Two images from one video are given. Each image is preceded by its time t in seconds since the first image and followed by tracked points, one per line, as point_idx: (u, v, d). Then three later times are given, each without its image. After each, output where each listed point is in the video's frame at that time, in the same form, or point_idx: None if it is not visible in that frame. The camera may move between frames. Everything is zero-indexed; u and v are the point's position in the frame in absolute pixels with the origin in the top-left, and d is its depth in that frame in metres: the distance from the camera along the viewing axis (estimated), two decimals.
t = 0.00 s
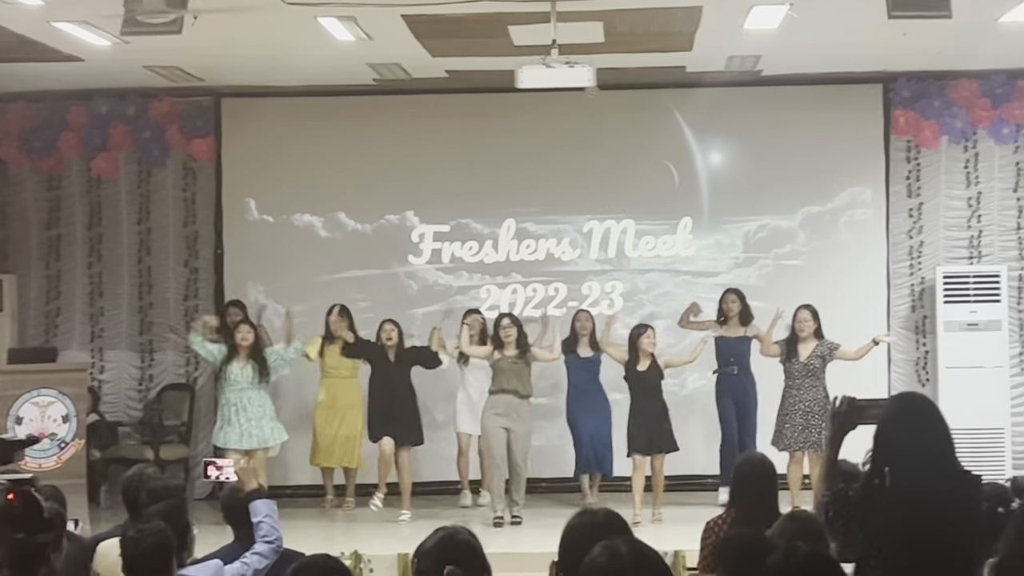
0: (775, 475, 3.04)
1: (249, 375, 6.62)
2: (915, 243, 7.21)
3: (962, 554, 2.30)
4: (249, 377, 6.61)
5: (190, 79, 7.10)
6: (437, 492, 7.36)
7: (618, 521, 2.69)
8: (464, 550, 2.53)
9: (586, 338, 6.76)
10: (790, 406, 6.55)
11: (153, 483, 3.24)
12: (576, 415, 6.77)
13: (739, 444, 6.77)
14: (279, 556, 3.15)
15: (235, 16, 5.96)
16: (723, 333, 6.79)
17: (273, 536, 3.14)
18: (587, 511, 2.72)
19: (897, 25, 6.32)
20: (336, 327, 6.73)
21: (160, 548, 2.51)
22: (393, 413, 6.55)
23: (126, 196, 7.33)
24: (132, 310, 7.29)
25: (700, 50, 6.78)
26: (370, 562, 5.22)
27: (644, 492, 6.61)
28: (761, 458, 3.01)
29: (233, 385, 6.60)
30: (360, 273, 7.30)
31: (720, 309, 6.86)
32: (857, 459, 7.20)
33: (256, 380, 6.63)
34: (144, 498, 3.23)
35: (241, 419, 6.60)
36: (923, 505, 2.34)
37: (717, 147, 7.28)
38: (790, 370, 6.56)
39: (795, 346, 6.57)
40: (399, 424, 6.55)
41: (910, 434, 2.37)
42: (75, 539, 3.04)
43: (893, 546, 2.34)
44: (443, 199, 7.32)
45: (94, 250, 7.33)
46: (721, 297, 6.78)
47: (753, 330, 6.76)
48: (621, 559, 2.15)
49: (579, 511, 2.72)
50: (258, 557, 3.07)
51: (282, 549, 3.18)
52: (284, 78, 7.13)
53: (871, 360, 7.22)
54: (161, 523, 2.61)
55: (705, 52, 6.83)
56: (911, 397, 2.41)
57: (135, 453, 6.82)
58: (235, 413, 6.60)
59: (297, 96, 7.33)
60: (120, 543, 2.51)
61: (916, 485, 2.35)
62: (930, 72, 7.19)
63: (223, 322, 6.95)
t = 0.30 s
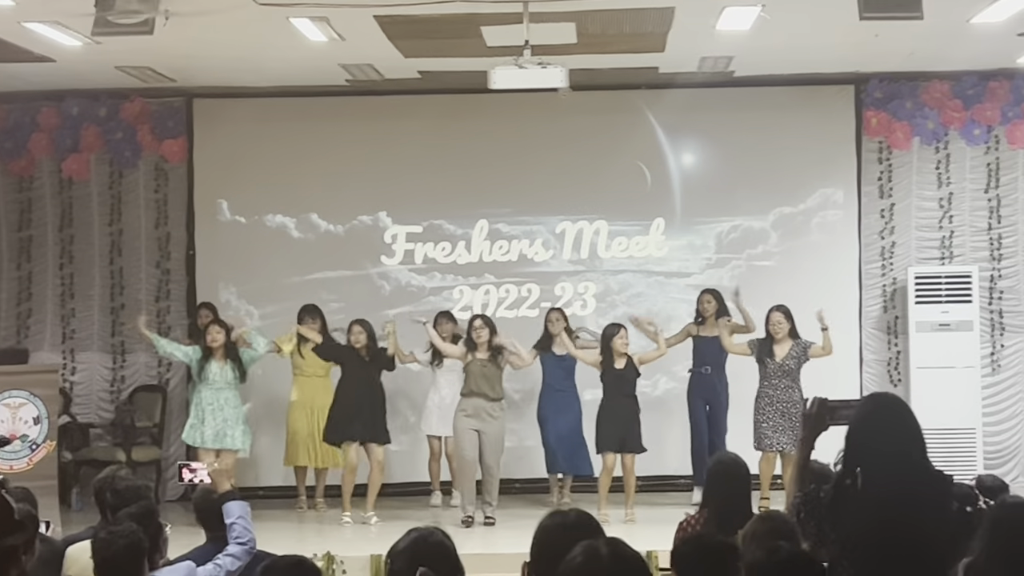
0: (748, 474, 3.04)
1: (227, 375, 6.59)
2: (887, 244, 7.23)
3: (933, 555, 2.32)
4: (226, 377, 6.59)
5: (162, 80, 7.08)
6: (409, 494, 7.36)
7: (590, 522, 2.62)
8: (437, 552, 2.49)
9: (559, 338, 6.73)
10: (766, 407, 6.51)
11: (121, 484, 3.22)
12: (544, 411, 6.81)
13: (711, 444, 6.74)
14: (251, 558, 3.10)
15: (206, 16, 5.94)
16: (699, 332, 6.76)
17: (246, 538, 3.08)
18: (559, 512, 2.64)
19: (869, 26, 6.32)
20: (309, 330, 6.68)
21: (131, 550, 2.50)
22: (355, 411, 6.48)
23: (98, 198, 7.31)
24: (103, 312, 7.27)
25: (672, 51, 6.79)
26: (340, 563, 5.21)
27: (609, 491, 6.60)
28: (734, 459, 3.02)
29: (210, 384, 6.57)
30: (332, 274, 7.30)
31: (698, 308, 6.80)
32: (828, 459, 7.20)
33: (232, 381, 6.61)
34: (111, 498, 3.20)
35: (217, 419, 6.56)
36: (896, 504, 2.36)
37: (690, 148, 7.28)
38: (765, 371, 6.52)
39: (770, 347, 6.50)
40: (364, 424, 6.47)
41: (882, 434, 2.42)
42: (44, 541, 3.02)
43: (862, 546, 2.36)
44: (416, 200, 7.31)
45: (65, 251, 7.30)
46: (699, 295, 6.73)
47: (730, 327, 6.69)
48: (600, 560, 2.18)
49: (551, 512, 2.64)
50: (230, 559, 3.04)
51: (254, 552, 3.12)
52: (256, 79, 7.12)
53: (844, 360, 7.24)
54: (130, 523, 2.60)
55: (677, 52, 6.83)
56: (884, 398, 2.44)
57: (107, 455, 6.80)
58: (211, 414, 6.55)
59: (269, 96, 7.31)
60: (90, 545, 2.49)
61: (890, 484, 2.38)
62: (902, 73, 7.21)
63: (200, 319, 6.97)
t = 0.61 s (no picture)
0: (716, 474, 3.05)
1: (187, 379, 6.58)
2: (855, 245, 7.25)
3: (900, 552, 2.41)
4: (186, 381, 6.58)
5: (130, 82, 7.06)
6: (378, 496, 7.35)
7: (559, 522, 2.67)
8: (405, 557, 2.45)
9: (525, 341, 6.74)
10: (733, 411, 6.49)
11: (88, 488, 3.27)
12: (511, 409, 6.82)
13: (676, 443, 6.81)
14: (221, 560, 3.13)
15: (175, 18, 5.92)
16: (664, 335, 6.78)
17: (215, 541, 3.12)
18: (529, 513, 2.69)
19: (837, 28, 6.34)
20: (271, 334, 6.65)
21: (99, 553, 2.54)
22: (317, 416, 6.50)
23: (66, 200, 7.29)
24: (71, 314, 7.25)
25: (641, 53, 6.79)
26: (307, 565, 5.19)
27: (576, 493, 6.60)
28: (702, 460, 3.03)
29: (171, 388, 6.57)
30: (302, 276, 7.29)
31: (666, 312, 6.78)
32: (798, 460, 7.19)
33: (193, 384, 6.60)
34: (79, 502, 3.26)
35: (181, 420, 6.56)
36: (865, 502, 2.46)
37: (659, 149, 7.29)
38: (732, 373, 6.51)
39: (736, 349, 6.48)
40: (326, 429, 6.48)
41: (851, 433, 2.54)
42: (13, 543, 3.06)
43: (831, 544, 2.46)
44: (385, 202, 7.30)
45: (33, 254, 7.27)
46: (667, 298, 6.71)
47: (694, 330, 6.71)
48: (569, 561, 2.17)
49: (521, 513, 2.70)
50: (200, 562, 3.08)
51: (225, 554, 3.16)
52: (224, 81, 7.10)
53: (812, 362, 7.25)
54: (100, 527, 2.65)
55: (646, 54, 6.84)
56: (853, 398, 2.58)
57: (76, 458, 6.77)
58: (174, 416, 6.55)
59: (238, 98, 7.31)
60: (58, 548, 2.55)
61: (861, 484, 2.48)
62: (870, 75, 7.23)
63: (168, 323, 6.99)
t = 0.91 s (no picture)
0: (681, 483, 3.00)
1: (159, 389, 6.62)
2: (822, 252, 7.28)
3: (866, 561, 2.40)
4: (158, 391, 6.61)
5: (96, 91, 7.05)
6: (348, 505, 7.35)
7: (527, 532, 2.60)
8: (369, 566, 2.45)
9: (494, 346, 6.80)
10: (700, 416, 6.51)
11: (59, 498, 3.34)
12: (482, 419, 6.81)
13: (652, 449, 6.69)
14: (189, 572, 3.14)
15: (142, 28, 5.91)
16: (635, 341, 6.79)
17: (183, 551, 3.13)
18: (497, 521, 2.64)
19: (803, 37, 6.37)
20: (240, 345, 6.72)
21: (66, 562, 2.54)
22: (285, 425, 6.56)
23: (33, 210, 7.27)
24: (38, 325, 7.23)
25: (609, 61, 6.81)
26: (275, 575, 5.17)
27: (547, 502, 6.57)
28: (669, 468, 2.96)
29: (143, 398, 6.57)
30: (270, 286, 7.29)
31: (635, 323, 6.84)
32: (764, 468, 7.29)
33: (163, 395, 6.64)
34: (48, 512, 3.34)
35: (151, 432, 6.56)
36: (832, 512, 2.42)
37: (627, 156, 7.31)
38: (701, 380, 6.53)
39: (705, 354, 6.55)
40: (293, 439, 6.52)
41: (821, 438, 2.47)
42: None
43: (803, 551, 2.41)
44: (354, 210, 7.31)
45: None
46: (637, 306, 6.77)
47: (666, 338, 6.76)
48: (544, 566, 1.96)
49: (491, 521, 2.65)
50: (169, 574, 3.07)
51: (193, 566, 3.17)
52: (191, 90, 7.10)
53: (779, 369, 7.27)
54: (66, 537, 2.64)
55: (614, 63, 6.85)
56: (820, 406, 2.49)
57: (43, 469, 6.74)
58: (144, 428, 6.55)
59: (205, 107, 7.30)
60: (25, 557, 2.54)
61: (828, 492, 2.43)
62: (836, 82, 7.26)
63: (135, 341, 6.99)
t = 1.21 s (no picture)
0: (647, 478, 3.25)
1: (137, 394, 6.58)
2: (786, 248, 7.30)
3: (822, 539, 2.76)
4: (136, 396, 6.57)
5: (59, 90, 7.02)
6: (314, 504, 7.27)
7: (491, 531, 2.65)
8: (345, 563, 2.43)
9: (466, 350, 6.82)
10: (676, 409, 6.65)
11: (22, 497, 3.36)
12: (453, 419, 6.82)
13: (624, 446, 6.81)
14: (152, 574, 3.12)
15: (105, 26, 5.87)
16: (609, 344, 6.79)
17: (146, 552, 3.11)
18: (465, 520, 2.68)
19: (766, 33, 6.38)
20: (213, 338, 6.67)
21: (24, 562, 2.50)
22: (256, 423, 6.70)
23: None
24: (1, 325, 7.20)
25: (574, 58, 6.81)
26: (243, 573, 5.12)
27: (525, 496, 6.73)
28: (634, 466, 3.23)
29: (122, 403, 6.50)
30: (234, 284, 7.28)
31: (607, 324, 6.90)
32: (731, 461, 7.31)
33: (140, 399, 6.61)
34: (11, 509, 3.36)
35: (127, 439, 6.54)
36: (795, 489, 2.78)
37: (591, 154, 7.33)
38: (679, 375, 6.63)
39: (680, 351, 6.66)
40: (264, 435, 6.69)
41: (784, 432, 2.84)
42: None
43: (770, 534, 2.78)
44: (319, 208, 7.30)
45: None
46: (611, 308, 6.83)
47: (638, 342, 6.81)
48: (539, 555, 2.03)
49: (458, 519, 2.69)
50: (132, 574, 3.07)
51: (157, 567, 3.15)
52: (155, 88, 7.08)
53: (744, 365, 7.27)
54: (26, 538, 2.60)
55: (579, 60, 6.85)
56: (783, 399, 2.90)
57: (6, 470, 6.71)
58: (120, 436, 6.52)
59: (169, 106, 7.28)
60: None
61: (790, 472, 2.80)
62: (799, 79, 7.28)
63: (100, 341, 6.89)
